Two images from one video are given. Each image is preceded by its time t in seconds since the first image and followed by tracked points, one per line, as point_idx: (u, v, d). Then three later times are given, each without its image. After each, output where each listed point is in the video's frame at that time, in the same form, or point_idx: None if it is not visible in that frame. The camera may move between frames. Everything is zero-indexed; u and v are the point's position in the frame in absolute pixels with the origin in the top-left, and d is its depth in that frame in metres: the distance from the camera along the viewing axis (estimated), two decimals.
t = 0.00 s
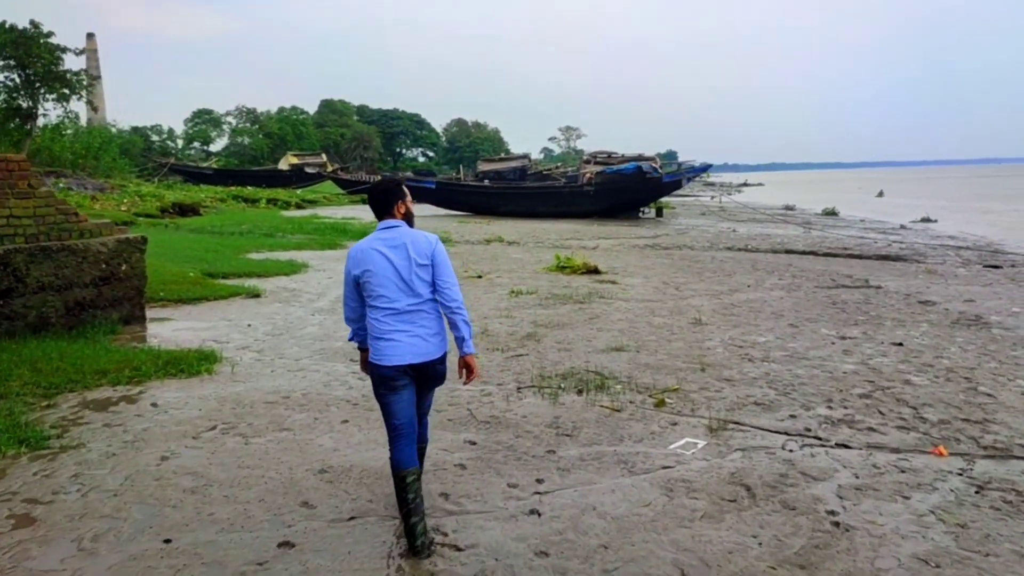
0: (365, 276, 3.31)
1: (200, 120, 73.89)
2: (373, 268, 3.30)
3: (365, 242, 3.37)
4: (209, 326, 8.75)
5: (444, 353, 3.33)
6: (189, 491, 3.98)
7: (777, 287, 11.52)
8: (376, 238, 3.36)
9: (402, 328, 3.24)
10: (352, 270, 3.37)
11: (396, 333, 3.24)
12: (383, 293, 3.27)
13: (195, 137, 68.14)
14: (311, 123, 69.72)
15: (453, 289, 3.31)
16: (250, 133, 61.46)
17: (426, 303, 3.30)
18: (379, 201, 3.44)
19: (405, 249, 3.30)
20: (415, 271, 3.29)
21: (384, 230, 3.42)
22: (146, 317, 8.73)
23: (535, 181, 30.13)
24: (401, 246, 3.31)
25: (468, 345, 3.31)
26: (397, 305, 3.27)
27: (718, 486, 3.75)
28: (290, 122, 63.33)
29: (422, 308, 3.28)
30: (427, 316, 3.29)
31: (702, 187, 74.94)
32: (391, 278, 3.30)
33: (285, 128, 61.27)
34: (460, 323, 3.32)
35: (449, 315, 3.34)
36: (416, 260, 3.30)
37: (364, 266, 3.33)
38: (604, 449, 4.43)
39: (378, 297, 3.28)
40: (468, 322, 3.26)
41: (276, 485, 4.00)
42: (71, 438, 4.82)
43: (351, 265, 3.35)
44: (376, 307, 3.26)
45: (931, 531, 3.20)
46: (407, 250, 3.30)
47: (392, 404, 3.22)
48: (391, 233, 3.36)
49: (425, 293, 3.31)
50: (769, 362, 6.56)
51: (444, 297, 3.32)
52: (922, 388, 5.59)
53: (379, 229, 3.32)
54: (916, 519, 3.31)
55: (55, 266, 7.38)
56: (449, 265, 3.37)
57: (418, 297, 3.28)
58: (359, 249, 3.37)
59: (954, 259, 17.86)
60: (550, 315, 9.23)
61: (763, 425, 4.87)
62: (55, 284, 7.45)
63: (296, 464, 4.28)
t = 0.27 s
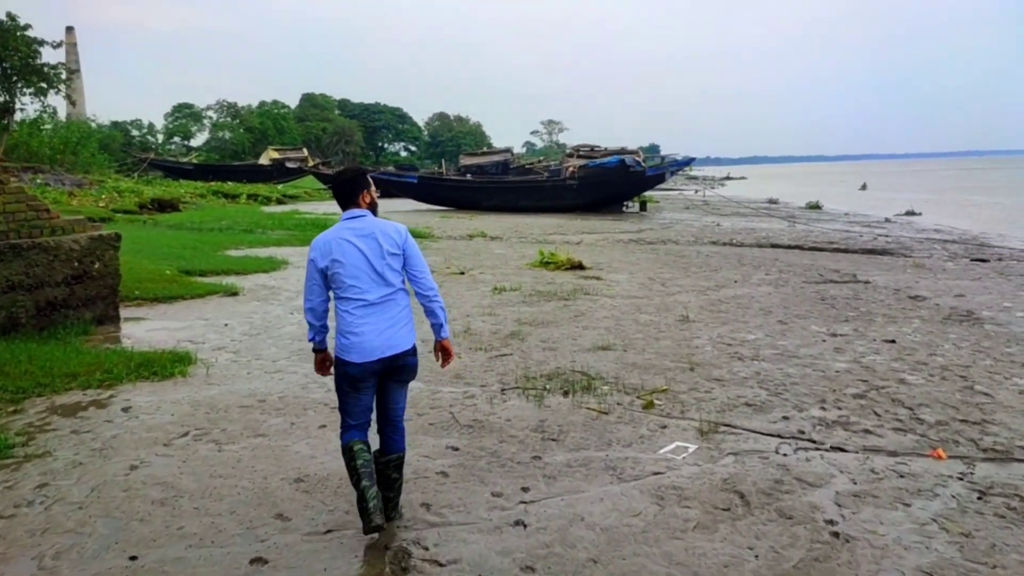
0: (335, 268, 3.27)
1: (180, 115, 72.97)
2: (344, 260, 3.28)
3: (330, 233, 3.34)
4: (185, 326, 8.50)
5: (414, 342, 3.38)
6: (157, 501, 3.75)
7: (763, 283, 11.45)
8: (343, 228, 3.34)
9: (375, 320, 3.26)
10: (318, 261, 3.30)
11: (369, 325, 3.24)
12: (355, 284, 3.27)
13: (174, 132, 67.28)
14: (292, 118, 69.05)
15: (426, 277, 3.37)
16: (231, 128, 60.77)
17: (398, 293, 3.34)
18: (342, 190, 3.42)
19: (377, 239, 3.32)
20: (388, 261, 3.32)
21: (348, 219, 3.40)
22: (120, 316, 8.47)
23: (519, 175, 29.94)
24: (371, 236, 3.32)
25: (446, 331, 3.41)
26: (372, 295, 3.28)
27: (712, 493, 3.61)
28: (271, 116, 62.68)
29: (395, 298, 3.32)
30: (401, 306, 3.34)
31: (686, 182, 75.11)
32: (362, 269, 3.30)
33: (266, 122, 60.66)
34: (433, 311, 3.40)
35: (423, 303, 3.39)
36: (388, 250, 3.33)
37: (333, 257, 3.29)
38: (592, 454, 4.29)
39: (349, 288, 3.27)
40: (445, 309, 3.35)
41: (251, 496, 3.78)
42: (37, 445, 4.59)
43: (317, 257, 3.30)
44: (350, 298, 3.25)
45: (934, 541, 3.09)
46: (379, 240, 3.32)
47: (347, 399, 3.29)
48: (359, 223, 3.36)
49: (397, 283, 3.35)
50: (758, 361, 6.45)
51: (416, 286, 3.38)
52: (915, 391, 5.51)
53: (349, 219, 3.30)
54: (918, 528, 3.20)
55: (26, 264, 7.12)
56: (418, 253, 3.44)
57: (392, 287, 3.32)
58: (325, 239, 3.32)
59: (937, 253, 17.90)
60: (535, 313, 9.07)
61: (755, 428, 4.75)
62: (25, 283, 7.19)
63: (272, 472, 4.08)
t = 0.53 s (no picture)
0: (291, 256, 3.19)
1: (158, 99, 71.75)
2: (300, 247, 3.20)
3: (282, 219, 3.25)
4: (161, 316, 8.25)
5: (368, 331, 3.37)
6: (123, 503, 3.56)
7: (749, 270, 11.35)
8: (296, 216, 3.26)
9: (333, 308, 3.21)
10: (271, 250, 3.19)
11: (327, 313, 3.19)
12: (312, 271, 3.20)
13: (153, 117, 66.16)
14: (273, 102, 68.12)
15: (382, 265, 3.39)
16: (211, 113, 59.80)
17: (353, 281, 3.32)
18: (292, 176, 3.34)
19: (334, 225, 3.28)
20: (345, 248, 3.29)
21: (299, 206, 3.32)
22: (93, 306, 8.20)
23: (503, 161, 29.70)
24: (327, 223, 3.27)
25: (403, 315, 3.43)
26: (328, 283, 3.23)
27: (705, 491, 3.48)
28: (251, 101, 61.80)
29: (351, 287, 3.29)
30: (356, 294, 3.32)
31: (669, 167, 75.06)
32: (318, 256, 3.24)
33: (246, 107, 59.79)
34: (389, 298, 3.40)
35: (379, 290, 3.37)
36: (344, 237, 3.30)
37: (288, 245, 3.20)
38: (579, 450, 4.14)
39: (305, 275, 3.21)
40: (403, 296, 3.36)
41: (223, 497, 3.58)
42: None
43: (270, 243, 3.19)
44: (307, 287, 3.18)
45: (936, 543, 2.98)
46: (335, 227, 3.28)
47: (291, 388, 3.25)
48: (312, 210, 3.30)
49: (354, 270, 3.32)
50: (748, 351, 6.33)
51: (371, 273, 3.38)
52: (907, 381, 5.42)
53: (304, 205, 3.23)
54: (920, 529, 3.09)
55: None
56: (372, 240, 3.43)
57: (349, 274, 3.29)
58: (277, 227, 3.23)
59: (920, 238, 17.93)
60: (519, 301, 8.90)
61: (746, 421, 4.62)
62: None
63: (246, 471, 3.90)
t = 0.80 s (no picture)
0: (223, 234, 3.09)
1: (136, 77, 70.43)
2: (232, 226, 3.10)
3: (215, 196, 3.14)
4: (136, 299, 8.03)
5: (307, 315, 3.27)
6: (90, 498, 3.39)
7: (735, 251, 11.27)
8: (229, 193, 3.16)
9: (267, 291, 3.11)
10: (202, 227, 3.08)
11: (259, 295, 3.10)
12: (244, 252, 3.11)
13: (131, 95, 64.97)
14: (253, 81, 67.08)
15: (318, 248, 3.30)
16: (190, 90, 58.79)
17: (289, 263, 3.22)
18: (228, 154, 3.24)
19: (268, 204, 3.18)
20: (279, 228, 3.19)
21: (234, 184, 3.22)
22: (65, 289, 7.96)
23: (486, 140, 29.42)
24: (261, 201, 3.17)
25: (339, 303, 3.33)
26: (262, 265, 3.13)
27: (696, 482, 3.37)
28: (232, 80, 60.81)
29: (286, 269, 3.19)
30: (293, 276, 3.22)
31: (653, 147, 74.95)
32: (252, 236, 3.14)
33: (226, 86, 58.86)
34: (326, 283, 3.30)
35: (315, 274, 3.27)
36: (279, 216, 3.20)
37: (220, 223, 3.10)
38: (565, 438, 4.01)
39: (237, 256, 3.11)
40: (340, 281, 3.27)
41: (195, 491, 3.43)
42: None
43: (200, 220, 3.08)
44: (239, 267, 3.08)
45: (934, 535, 2.89)
46: (269, 206, 3.18)
47: (240, 374, 3.12)
48: (246, 188, 3.20)
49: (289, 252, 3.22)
50: (736, 333, 6.24)
51: (307, 255, 3.28)
52: (896, 364, 5.35)
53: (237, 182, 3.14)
54: (917, 520, 3.00)
55: None
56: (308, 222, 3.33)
57: (284, 256, 3.19)
58: (209, 204, 3.12)
59: (903, 219, 17.97)
60: (504, 283, 8.75)
61: (736, 407, 4.52)
62: None
63: (219, 463, 3.74)
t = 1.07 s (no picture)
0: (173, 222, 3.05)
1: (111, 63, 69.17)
2: (184, 214, 3.06)
3: (172, 181, 3.10)
4: (109, 290, 7.82)
5: (266, 305, 3.21)
6: (56, 502, 3.25)
7: (718, 240, 11.23)
8: (187, 179, 3.11)
9: (219, 281, 3.07)
10: (155, 214, 3.07)
11: (211, 286, 3.06)
12: (196, 241, 3.06)
13: (107, 82, 63.82)
14: (232, 68, 66.13)
15: (276, 238, 3.19)
16: (167, 78, 57.82)
17: (245, 252, 3.15)
18: (191, 137, 3.17)
19: (223, 192, 3.10)
20: (233, 217, 3.11)
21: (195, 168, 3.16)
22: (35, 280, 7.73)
23: (468, 128, 29.19)
24: (216, 189, 3.10)
25: (298, 297, 3.22)
26: (213, 255, 3.08)
27: (686, 479, 3.30)
28: (210, 67, 59.90)
29: (240, 259, 3.12)
30: (248, 267, 3.15)
31: (634, 136, 74.95)
32: (204, 224, 3.08)
33: (204, 73, 57.98)
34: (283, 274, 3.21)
35: (272, 265, 3.19)
36: (234, 205, 3.12)
37: (172, 210, 3.06)
38: (551, 433, 3.93)
39: (188, 245, 3.07)
40: (295, 272, 3.17)
41: (167, 494, 3.30)
42: None
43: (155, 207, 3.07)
44: (189, 257, 3.05)
45: (928, 533, 2.85)
46: (224, 194, 3.10)
47: (207, 367, 3.07)
48: (204, 173, 3.13)
49: (244, 241, 3.15)
50: (721, 324, 6.18)
51: (264, 245, 3.19)
52: (882, 355, 5.32)
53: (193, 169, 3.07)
54: (910, 518, 2.95)
55: None
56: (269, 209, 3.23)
57: (237, 246, 3.12)
58: (166, 189, 3.08)
59: (883, 207, 18.07)
60: (486, 273, 8.64)
61: (723, 400, 4.46)
62: None
63: (193, 463, 3.61)
